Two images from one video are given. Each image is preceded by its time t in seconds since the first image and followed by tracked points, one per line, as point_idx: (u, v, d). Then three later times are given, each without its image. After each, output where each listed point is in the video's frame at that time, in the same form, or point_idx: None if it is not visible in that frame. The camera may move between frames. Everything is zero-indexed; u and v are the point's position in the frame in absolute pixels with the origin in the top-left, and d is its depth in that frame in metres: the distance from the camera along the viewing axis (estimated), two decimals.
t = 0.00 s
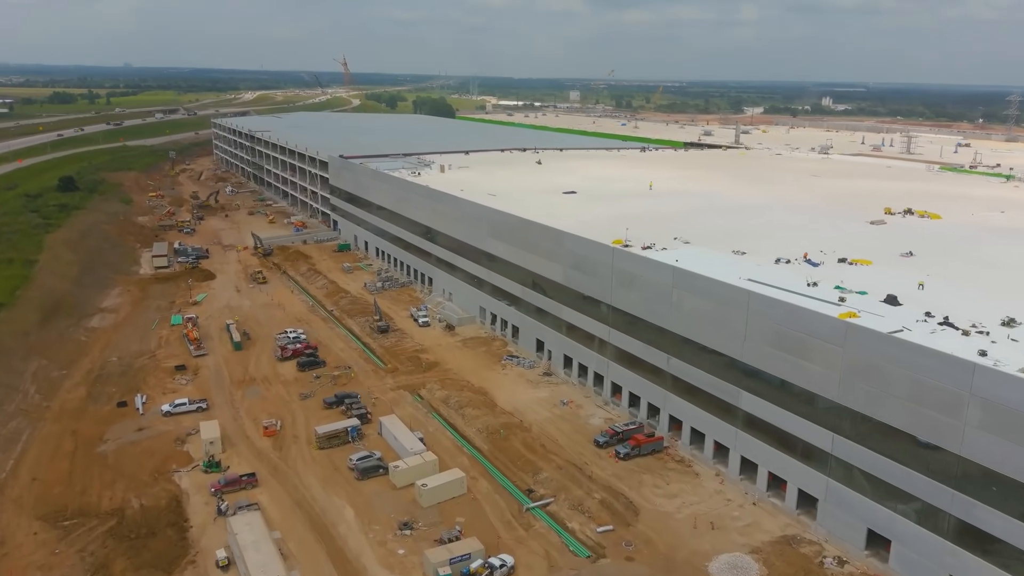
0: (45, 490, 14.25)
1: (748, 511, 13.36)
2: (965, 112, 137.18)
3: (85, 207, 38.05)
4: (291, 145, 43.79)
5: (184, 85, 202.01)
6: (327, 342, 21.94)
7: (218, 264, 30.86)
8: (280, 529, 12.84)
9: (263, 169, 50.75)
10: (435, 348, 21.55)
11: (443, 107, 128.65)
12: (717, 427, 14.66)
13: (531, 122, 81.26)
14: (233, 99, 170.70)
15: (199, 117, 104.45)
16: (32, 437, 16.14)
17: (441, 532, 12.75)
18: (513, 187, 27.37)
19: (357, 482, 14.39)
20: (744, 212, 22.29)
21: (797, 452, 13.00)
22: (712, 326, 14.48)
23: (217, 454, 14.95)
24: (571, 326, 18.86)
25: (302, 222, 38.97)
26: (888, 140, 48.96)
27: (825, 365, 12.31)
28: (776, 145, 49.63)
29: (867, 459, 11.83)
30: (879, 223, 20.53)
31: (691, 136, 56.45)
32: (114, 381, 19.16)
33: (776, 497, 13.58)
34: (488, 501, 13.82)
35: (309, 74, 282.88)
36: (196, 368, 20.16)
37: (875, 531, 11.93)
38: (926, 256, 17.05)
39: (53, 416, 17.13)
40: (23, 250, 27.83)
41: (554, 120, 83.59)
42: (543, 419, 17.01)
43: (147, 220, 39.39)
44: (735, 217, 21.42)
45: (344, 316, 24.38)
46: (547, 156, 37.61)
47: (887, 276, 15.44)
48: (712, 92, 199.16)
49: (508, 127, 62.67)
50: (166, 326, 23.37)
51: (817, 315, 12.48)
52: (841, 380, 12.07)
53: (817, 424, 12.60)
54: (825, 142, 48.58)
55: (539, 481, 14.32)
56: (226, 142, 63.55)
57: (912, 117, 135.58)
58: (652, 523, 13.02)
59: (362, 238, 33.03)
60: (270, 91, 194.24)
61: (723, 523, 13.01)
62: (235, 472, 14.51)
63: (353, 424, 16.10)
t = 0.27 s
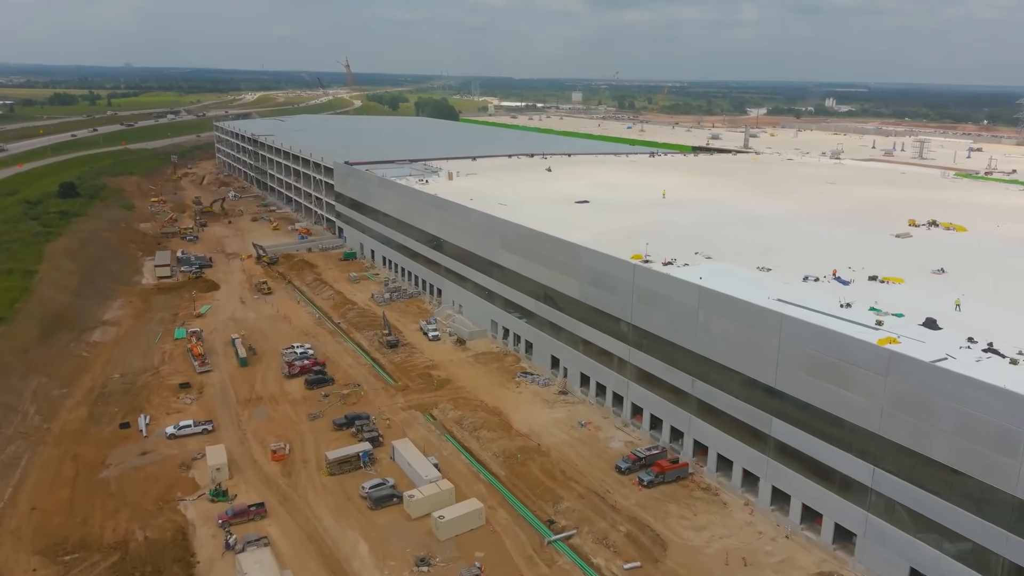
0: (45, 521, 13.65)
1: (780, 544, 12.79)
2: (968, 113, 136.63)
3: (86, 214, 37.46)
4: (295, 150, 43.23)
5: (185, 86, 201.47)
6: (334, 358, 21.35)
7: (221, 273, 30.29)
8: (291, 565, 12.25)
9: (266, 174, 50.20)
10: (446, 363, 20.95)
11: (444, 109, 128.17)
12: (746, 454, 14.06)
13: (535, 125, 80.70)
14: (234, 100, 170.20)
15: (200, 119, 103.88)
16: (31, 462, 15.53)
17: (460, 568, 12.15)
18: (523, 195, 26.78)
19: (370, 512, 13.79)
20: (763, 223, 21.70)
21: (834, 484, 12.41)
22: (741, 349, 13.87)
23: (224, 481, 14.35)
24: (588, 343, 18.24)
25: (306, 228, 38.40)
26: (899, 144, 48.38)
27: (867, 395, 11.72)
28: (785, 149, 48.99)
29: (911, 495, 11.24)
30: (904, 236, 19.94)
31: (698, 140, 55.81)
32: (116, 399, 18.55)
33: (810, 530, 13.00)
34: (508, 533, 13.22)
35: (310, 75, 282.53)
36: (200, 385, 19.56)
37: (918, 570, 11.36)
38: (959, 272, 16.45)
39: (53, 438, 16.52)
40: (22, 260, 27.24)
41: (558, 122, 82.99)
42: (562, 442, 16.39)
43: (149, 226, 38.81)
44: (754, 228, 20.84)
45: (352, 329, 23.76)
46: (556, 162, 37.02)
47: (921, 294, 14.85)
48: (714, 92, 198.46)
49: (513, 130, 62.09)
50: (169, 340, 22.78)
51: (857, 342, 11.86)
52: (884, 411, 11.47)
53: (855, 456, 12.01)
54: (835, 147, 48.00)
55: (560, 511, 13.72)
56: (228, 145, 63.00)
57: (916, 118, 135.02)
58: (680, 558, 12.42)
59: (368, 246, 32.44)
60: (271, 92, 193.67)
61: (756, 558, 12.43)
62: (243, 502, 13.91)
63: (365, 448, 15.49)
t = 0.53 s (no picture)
0: (50, 557, 13.04)
1: None
2: (975, 114, 135.94)
3: (89, 222, 36.93)
4: (302, 156, 42.67)
5: (187, 87, 200.97)
6: (347, 376, 20.74)
7: (228, 284, 29.72)
8: None
9: (271, 179, 49.65)
10: (461, 382, 20.33)
11: (447, 111, 127.67)
12: (784, 487, 13.44)
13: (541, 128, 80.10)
14: (236, 101, 169.80)
15: (203, 122, 103.38)
16: (36, 492, 14.93)
17: None
18: (537, 205, 26.23)
19: (391, 547, 13.17)
20: (787, 238, 21.15)
21: (881, 523, 11.81)
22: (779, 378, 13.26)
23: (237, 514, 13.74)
24: (611, 364, 17.61)
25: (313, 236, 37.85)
26: (913, 150, 47.79)
27: (918, 431, 11.11)
28: (797, 154, 48.42)
29: (968, 539, 10.62)
30: (936, 252, 19.37)
31: (708, 144, 55.27)
32: (123, 421, 17.95)
33: (854, 569, 12.41)
34: (536, 571, 12.61)
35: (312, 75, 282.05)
36: (209, 405, 18.95)
37: None
38: (998, 293, 15.89)
39: (58, 465, 15.93)
40: (25, 273, 26.67)
41: (564, 125, 82.44)
42: (586, 468, 15.76)
43: (153, 234, 38.29)
44: (779, 243, 20.29)
45: (363, 344, 23.16)
46: (567, 169, 36.47)
47: (964, 318, 14.27)
48: (718, 93, 197.85)
49: (520, 134, 61.54)
50: (176, 357, 22.18)
51: (906, 376, 11.24)
52: (937, 449, 10.85)
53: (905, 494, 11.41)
54: (848, 152, 47.42)
55: (589, 547, 13.10)
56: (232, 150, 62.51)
57: (922, 119, 134.39)
58: None
59: (377, 256, 31.88)
60: (274, 93, 193.24)
61: None
62: (257, 537, 13.30)
63: (383, 477, 14.86)
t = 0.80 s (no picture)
0: None
1: None
2: (981, 116, 135.28)
3: (95, 230, 36.40)
4: (309, 162, 42.15)
5: (189, 88, 200.45)
6: (362, 394, 20.17)
7: (237, 296, 29.20)
8: None
9: (277, 185, 49.18)
10: (480, 401, 19.74)
11: (451, 113, 127.29)
12: (828, 521, 12.88)
13: (546, 131, 79.55)
14: (238, 103, 169.54)
15: (206, 124, 102.82)
16: (46, 522, 14.37)
17: None
18: (554, 216, 25.70)
19: None
20: (814, 253, 20.61)
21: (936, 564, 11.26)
22: (824, 407, 12.71)
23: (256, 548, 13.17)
24: (638, 386, 17.00)
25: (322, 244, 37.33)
26: (927, 155, 47.26)
27: (977, 469, 10.57)
28: (810, 159, 47.85)
29: None
30: (971, 268, 18.84)
31: (718, 149, 54.72)
32: (134, 444, 17.37)
33: None
34: None
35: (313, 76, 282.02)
36: (222, 426, 18.37)
37: None
38: None
39: (68, 493, 15.36)
40: (31, 285, 26.14)
41: (570, 128, 81.87)
42: (616, 497, 15.18)
43: (160, 242, 37.76)
44: (807, 258, 19.76)
45: (378, 360, 22.58)
46: (580, 177, 35.98)
47: (1012, 343, 13.74)
48: (722, 95, 197.41)
49: (527, 138, 61.04)
50: (186, 374, 21.62)
51: (965, 411, 10.67)
52: (1000, 489, 10.30)
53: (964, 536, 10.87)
54: (862, 158, 46.90)
55: None
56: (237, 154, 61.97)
57: (928, 121, 133.80)
58: None
59: (388, 266, 31.35)
60: (276, 95, 192.78)
61: None
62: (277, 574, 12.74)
63: (406, 507, 14.28)
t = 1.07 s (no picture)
0: None
1: None
2: (988, 117, 134.58)
3: (101, 238, 35.89)
4: (317, 169, 41.64)
5: (192, 89, 200.06)
6: (380, 414, 19.62)
7: (247, 308, 28.68)
8: None
9: (284, 191, 48.68)
10: (501, 421, 19.18)
11: (455, 115, 126.73)
12: (877, 558, 12.34)
13: (553, 134, 79.03)
14: (240, 104, 168.96)
15: (210, 127, 102.30)
16: (57, 555, 13.82)
17: None
18: (573, 228, 25.15)
19: None
20: (845, 269, 20.05)
21: None
22: (874, 440, 12.14)
23: None
24: (668, 409, 16.43)
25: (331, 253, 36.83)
26: (942, 161, 46.72)
27: None
28: (823, 164, 47.27)
29: None
30: (1008, 285, 18.31)
31: (729, 154, 54.15)
32: (146, 469, 16.81)
33: None
34: None
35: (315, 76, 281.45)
36: (237, 449, 17.81)
37: None
38: None
39: (80, 523, 14.80)
40: (38, 298, 25.62)
41: (576, 131, 81.31)
42: (649, 528, 14.60)
43: (167, 250, 37.23)
44: (838, 275, 19.23)
45: (394, 377, 22.01)
46: (594, 185, 35.46)
47: None
48: (726, 96, 196.81)
49: (535, 142, 60.50)
50: (198, 392, 21.08)
51: None
52: None
53: None
54: (876, 163, 46.34)
55: None
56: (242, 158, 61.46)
57: (934, 122, 133.17)
58: None
59: (400, 276, 30.81)
60: (279, 96, 192.32)
61: None
62: None
63: (432, 540, 13.72)
